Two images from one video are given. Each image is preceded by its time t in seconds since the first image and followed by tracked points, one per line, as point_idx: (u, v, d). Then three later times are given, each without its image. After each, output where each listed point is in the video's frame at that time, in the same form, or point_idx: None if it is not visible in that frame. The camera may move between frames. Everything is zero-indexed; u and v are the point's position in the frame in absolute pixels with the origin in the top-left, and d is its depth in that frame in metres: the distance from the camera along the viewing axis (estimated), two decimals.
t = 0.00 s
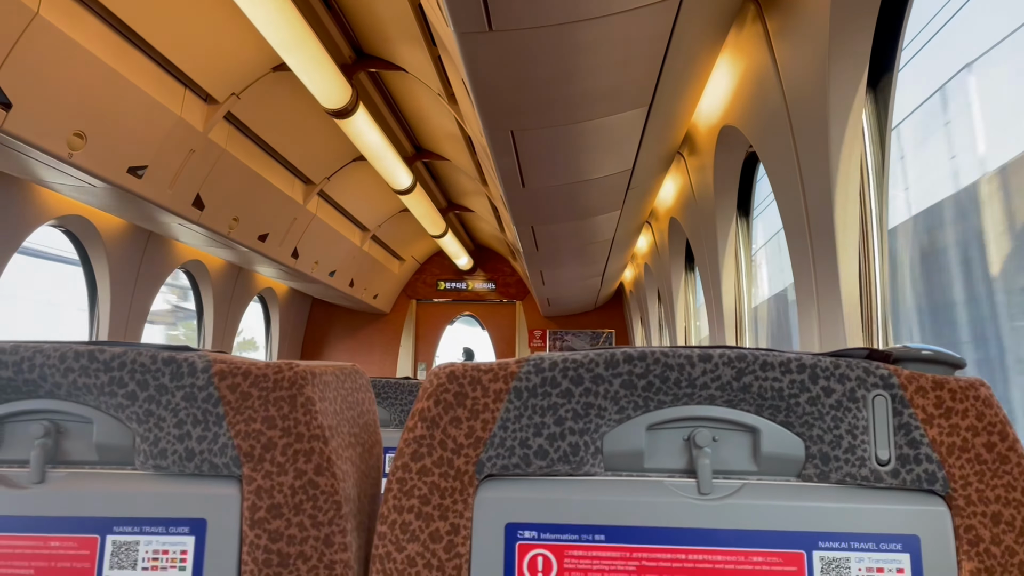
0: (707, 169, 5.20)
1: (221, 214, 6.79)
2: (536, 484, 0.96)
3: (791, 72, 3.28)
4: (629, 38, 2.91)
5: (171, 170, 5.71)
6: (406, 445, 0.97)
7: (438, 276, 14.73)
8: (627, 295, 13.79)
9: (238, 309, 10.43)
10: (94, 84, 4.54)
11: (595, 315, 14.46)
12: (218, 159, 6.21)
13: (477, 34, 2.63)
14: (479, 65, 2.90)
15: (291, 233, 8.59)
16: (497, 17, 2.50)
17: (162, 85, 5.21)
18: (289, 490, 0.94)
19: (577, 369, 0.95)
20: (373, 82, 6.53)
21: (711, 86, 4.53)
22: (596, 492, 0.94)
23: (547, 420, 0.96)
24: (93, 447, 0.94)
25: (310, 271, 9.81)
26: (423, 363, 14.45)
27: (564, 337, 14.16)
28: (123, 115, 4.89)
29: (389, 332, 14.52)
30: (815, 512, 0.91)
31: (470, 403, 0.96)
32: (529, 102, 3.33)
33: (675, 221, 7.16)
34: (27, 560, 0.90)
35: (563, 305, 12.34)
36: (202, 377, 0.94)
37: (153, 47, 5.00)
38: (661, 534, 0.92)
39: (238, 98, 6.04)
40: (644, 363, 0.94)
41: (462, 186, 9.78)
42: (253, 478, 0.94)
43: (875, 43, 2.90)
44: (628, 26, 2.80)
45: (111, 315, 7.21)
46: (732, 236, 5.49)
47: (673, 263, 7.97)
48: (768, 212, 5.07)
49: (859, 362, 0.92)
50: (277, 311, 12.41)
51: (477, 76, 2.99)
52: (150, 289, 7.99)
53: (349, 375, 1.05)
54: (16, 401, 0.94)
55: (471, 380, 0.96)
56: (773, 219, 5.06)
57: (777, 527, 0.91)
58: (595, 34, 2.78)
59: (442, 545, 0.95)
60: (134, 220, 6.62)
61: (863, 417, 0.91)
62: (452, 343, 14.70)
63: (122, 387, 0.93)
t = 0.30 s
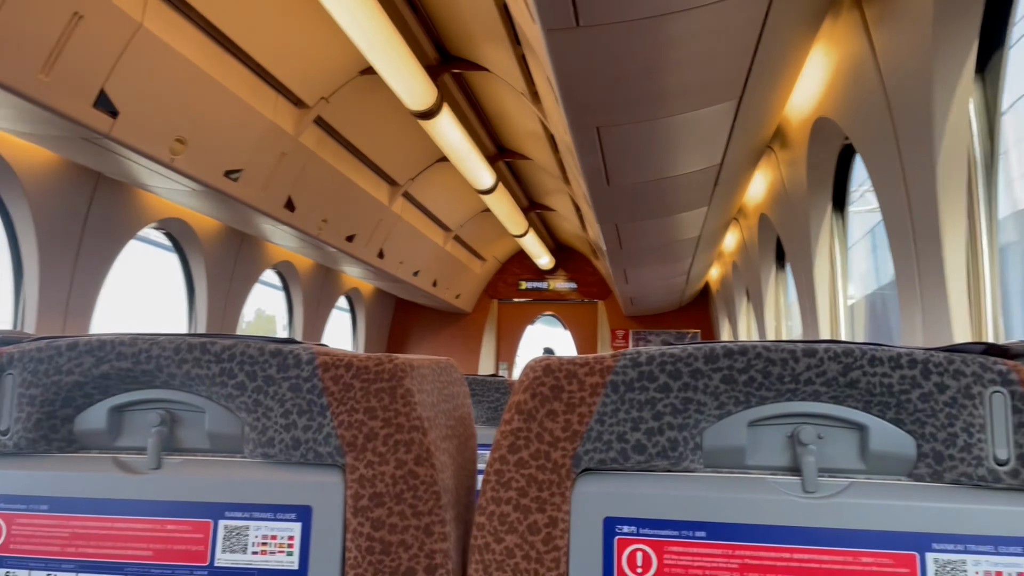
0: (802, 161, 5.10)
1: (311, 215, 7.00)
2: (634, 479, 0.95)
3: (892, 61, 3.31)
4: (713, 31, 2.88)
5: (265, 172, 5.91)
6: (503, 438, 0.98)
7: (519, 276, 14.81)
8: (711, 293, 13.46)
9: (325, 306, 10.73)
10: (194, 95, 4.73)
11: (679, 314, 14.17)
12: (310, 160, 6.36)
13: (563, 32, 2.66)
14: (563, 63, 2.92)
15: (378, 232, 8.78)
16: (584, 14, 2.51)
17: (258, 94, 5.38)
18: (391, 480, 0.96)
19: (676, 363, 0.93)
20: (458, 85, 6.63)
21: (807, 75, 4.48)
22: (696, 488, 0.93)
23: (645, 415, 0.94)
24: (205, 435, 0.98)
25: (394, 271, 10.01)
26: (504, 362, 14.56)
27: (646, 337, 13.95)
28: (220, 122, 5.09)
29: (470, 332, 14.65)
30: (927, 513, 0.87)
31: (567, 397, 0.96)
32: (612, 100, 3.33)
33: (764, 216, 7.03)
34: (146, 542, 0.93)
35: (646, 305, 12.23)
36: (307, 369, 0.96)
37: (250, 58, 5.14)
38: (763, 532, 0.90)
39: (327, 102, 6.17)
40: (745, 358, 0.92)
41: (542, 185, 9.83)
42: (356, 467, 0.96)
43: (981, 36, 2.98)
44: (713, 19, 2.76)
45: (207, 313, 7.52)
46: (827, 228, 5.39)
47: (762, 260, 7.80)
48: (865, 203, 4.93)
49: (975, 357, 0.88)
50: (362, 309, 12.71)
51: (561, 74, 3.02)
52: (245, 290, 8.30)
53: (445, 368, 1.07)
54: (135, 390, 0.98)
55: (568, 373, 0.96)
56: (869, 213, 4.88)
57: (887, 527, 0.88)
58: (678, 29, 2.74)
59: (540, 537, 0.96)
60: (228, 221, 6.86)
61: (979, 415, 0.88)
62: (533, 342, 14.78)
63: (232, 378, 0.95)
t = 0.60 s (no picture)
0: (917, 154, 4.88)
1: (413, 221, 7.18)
2: (746, 480, 0.93)
3: (1015, 51, 3.13)
4: (822, 24, 2.76)
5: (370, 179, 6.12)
6: (610, 436, 0.97)
7: (618, 279, 14.65)
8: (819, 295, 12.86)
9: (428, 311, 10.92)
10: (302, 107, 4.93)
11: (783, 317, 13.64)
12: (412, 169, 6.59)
13: (665, 30, 2.65)
14: (663, 62, 2.92)
15: (478, 237, 8.92)
16: (685, 12, 2.51)
17: (362, 106, 5.61)
18: (499, 476, 0.97)
19: (789, 362, 0.91)
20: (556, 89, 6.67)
21: (922, 64, 4.31)
22: (812, 491, 0.90)
23: (756, 414, 0.92)
24: (322, 431, 1.01)
25: (494, 275, 10.13)
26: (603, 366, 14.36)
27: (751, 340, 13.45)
28: (325, 131, 5.28)
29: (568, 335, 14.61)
30: None
31: (674, 395, 0.94)
32: (712, 97, 3.28)
33: (876, 214, 6.73)
34: (267, 533, 0.96)
35: (751, 307, 11.91)
36: (417, 366, 0.98)
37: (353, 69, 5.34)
38: (885, 536, 0.86)
39: (428, 110, 6.36)
40: (863, 356, 0.88)
41: (641, 186, 9.73)
42: (466, 463, 0.98)
43: None
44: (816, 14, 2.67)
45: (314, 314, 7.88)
46: (944, 228, 5.11)
47: (873, 259, 7.47)
48: (987, 196, 4.68)
49: None
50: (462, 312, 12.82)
51: (661, 72, 3.01)
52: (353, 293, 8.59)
53: (549, 367, 1.07)
54: (257, 386, 1.02)
55: (675, 372, 0.94)
56: (992, 200, 4.62)
57: (1020, 534, 0.84)
58: (780, 25, 2.68)
59: (650, 537, 0.95)
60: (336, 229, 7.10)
61: None
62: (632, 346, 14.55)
63: (346, 375, 0.99)
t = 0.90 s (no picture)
0: None
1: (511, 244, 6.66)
2: (877, 501, 0.89)
3: None
4: (940, 29, 2.60)
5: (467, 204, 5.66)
6: (729, 456, 0.96)
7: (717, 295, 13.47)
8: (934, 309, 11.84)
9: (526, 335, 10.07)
10: (406, 135, 4.60)
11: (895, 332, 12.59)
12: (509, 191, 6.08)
13: (765, 42, 2.58)
14: (763, 74, 2.83)
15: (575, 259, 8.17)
16: (788, 24, 2.44)
17: (461, 130, 5.20)
18: (617, 496, 0.96)
19: (917, 378, 0.87)
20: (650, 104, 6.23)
21: None
22: (946, 512, 0.86)
23: (885, 433, 0.89)
24: (440, 450, 1.04)
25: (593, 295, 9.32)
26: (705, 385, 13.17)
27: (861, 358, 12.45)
28: (430, 159, 4.93)
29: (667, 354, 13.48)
30: None
31: (796, 414, 0.93)
32: (814, 109, 3.15)
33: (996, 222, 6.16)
34: (391, 549, 0.99)
35: (856, 322, 11.09)
36: (532, 387, 0.99)
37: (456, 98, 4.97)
38: None
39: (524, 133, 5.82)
40: (998, 372, 0.84)
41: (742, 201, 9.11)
42: (582, 482, 0.97)
43: None
44: (930, 18, 2.52)
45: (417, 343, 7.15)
46: None
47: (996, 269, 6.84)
48: None
49: None
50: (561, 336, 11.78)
51: (761, 84, 2.92)
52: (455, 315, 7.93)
53: (661, 387, 1.07)
54: (377, 407, 1.06)
55: (796, 391, 0.93)
56: None
57: None
58: (891, 31, 2.55)
59: (774, 559, 0.93)
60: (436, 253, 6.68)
61: None
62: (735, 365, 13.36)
63: (463, 396, 1.01)
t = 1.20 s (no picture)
0: None
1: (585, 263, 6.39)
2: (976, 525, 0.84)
3: None
4: None
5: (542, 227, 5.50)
6: (817, 477, 0.93)
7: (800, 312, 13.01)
8: None
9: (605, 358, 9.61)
10: (483, 161, 4.56)
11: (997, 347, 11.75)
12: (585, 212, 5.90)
13: (842, 54, 2.52)
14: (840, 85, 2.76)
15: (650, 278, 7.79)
16: (866, 33, 2.38)
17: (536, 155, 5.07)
18: (702, 518, 0.95)
19: (1016, 395, 0.82)
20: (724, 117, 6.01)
21: None
22: None
23: (982, 452, 0.83)
24: (522, 471, 1.05)
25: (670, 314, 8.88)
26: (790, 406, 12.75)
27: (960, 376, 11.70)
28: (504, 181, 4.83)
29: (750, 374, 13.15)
30: None
31: (887, 434, 0.89)
32: (897, 119, 3.03)
33: None
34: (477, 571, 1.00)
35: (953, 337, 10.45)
36: (611, 408, 0.99)
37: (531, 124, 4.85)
38: None
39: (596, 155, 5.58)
40: None
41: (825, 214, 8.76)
42: (666, 504, 0.96)
43: None
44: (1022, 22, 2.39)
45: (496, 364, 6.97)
46: None
47: None
48: None
49: None
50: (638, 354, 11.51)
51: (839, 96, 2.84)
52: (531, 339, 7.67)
53: (745, 407, 1.05)
54: (460, 429, 1.07)
55: (886, 409, 0.89)
56: None
57: None
58: (975, 38, 2.45)
59: None
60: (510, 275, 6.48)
61: None
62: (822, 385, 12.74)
63: (543, 418, 1.01)
